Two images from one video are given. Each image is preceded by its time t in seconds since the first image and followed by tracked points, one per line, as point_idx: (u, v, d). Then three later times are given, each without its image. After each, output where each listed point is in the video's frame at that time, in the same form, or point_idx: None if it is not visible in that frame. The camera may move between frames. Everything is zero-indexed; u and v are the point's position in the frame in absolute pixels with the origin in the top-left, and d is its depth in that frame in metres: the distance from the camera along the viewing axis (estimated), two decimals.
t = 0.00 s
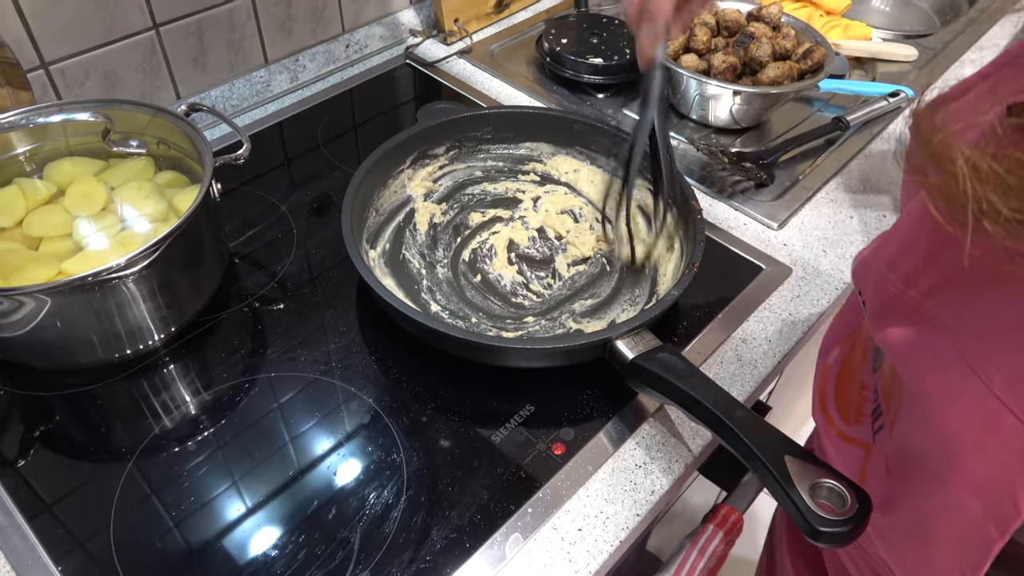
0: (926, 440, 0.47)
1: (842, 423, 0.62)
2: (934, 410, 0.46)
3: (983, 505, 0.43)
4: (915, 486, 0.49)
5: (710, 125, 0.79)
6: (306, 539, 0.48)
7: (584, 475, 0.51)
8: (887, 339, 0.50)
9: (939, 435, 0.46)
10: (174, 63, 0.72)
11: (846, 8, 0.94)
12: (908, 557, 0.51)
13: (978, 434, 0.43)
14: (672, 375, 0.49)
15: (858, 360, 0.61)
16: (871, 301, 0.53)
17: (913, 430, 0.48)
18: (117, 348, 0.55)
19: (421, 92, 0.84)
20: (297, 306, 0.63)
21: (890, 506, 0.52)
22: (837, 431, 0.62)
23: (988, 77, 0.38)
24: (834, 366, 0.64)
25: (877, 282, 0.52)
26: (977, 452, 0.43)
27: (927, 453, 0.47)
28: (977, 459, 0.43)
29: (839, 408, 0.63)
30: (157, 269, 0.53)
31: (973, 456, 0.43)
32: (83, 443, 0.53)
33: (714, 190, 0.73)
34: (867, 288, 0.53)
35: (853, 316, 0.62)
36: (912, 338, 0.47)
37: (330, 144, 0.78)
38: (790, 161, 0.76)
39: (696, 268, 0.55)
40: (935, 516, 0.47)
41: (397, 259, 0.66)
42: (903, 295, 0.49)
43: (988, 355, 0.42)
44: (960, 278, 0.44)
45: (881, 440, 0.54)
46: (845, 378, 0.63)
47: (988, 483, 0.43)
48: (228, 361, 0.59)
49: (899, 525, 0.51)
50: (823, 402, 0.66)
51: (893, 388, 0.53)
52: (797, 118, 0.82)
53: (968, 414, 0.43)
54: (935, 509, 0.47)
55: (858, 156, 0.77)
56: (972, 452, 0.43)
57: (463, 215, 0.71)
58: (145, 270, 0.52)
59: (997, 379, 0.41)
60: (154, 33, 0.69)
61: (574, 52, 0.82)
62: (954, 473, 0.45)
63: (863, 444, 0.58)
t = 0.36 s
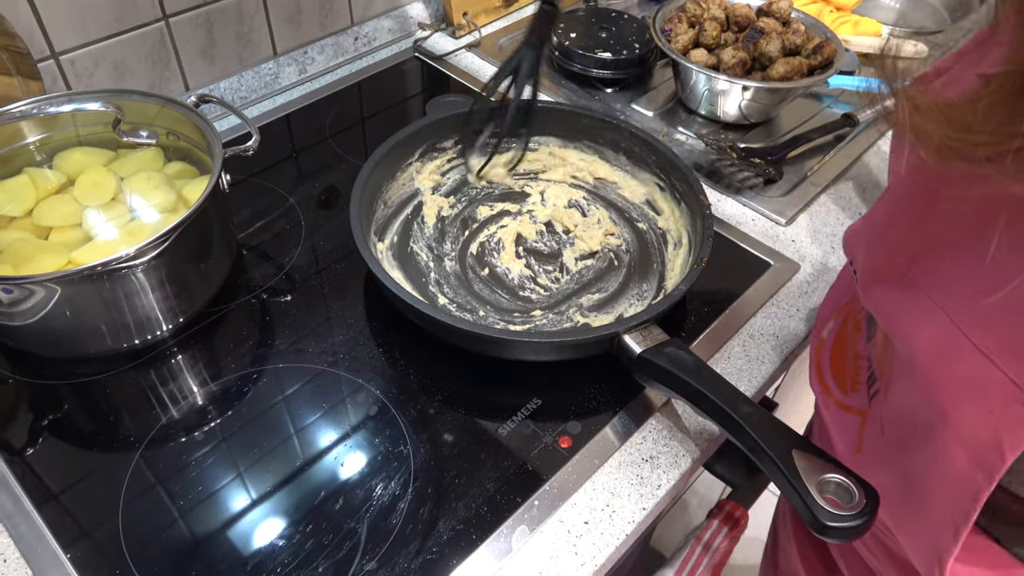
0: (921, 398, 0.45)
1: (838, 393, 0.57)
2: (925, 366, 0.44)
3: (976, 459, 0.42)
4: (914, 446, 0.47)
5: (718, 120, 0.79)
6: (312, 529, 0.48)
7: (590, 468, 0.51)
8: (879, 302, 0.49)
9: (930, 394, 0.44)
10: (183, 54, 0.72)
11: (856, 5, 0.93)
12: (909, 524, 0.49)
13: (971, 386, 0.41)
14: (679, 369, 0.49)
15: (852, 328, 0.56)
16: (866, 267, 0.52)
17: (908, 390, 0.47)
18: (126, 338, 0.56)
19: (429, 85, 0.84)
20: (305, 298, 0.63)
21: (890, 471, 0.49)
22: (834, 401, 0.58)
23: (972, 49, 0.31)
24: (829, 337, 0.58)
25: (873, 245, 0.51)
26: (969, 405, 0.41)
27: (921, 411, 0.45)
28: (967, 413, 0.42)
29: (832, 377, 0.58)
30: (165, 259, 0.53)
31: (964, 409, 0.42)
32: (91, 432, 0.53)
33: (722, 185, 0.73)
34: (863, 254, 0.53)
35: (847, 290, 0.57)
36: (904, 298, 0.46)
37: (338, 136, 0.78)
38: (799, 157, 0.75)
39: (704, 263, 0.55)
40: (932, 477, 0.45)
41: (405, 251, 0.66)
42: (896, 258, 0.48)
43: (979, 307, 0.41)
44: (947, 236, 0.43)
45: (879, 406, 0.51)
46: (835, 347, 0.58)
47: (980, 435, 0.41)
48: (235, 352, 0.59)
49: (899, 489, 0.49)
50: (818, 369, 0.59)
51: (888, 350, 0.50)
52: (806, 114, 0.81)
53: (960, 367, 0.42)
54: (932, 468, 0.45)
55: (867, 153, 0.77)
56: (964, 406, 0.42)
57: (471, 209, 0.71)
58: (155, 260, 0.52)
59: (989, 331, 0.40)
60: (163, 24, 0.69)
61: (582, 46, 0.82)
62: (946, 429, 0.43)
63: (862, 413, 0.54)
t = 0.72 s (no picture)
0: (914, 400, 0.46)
1: (833, 382, 0.58)
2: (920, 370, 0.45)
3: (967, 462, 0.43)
4: (905, 443, 0.48)
5: (726, 119, 0.79)
6: (320, 523, 0.48)
7: (596, 465, 0.51)
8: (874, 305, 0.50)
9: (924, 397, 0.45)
10: (193, 50, 0.72)
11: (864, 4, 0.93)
12: (897, 516, 0.50)
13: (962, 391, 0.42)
14: (686, 367, 0.49)
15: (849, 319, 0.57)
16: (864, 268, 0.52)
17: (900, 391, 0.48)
18: (135, 331, 0.56)
19: (436, 82, 0.84)
20: (313, 293, 0.63)
21: (882, 467, 0.51)
22: (830, 391, 0.58)
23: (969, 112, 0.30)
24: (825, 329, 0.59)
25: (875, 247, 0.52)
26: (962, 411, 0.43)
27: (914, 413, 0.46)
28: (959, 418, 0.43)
29: (826, 367, 0.59)
30: (175, 253, 0.53)
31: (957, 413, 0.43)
32: (99, 425, 0.53)
33: (730, 184, 0.73)
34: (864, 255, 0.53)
35: (843, 281, 0.59)
36: (900, 302, 0.47)
37: (346, 132, 0.78)
38: (806, 157, 0.75)
39: (712, 261, 0.55)
40: (922, 474, 0.47)
41: (414, 246, 0.66)
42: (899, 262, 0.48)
43: (971, 317, 0.42)
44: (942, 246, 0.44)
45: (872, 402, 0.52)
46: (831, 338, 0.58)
47: (970, 438, 0.42)
48: (244, 346, 0.59)
49: (892, 483, 0.50)
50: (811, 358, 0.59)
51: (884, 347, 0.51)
52: (814, 114, 0.81)
53: (952, 373, 0.43)
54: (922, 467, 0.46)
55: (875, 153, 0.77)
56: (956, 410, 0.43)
57: (479, 205, 0.71)
58: (165, 254, 0.52)
59: (981, 341, 0.41)
60: (174, 19, 0.69)
61: (590, 44, 0.82)
62: (939, 432, 0.44)
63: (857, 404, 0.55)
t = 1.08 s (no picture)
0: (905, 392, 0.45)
1: (824, 379, 0.57)
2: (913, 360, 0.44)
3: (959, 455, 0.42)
4: (897, 438, 0.47)
5: (728, 117, 0.80)
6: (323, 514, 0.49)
7: (597, 460, 0.51)
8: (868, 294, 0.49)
9: (917, 388, 0.44)
10: (200, 46, 0.73)
11: (867, 5, 0.93)
12: (893, 513, 0.49)
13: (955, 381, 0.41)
14: (686, 363, 0.50)
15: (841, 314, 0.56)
16: (858, 258, 0.51)
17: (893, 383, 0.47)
18: (141, 324, 0.56)
19: (440, 79, 0.85)
20: (317, 288, 0.64)
21: (875, 461, 0.50)
22: (821, 388, 0.57)
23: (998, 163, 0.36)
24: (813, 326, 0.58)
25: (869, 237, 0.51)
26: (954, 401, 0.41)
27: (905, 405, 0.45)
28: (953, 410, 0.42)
29: (815, 363, 0.57)
30: (182, 247, 0.54)
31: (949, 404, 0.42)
32: (105, 416, 0.54)
33: (732, 182, 0.73)
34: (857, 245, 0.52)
35: (835, 278, 0.59)
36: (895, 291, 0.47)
37: (351, 128, 0.78)
38: (809, 156, 0.76)
39: (713, 259, 0.55)
40: (917, 468, 0.45)
41: (417, 242, 0.66)
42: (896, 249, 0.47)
43: (963, 304, 0.41)
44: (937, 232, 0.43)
45: (864, 396, 0.51)
46: (821, 333, 0.57)
47: (962, 429, 0.41)
48: (248, 340, 0.60)
49: (889, 478, 0.48)
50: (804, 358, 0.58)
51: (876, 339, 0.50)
52: (816, 114, 0.82)
53: (944, 362, 0.42)
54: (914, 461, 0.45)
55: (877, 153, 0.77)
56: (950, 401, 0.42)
57: (483, 201, 0.71)
58: (171, 248, 0.52)
59: (971, 329, 0.40)
60: (181, 15, 0.69)
61: (595, 42, 0.82)
62: (932, 424, 0.43)
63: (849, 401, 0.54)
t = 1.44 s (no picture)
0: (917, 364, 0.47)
1: (833, 366, 0.58)
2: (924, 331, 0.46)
3: (975, 419, 0.43)
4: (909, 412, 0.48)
5: (731, 119, 0.79)
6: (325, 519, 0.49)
7: (600, 464, 0.51)
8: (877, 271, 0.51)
9: (927, 358, 0.46)
10: (201, 47, 0.73)
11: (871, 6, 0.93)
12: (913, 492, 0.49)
13: (967, 347, 0.43)
14: (688, 368, 0.49)
15: (850, 302, 0.58)
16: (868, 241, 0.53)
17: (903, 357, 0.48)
18: (143, 327, 0.56)
19: (443, 81, 0.85)
20: (318, 291, 0.64)
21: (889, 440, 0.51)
22: (829, 375, 0.58)
23: None
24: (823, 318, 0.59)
25: (876, 218, 0.53)
26: (965, 366, 0.43)
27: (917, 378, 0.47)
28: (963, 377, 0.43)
29: (824, 350, 0.58)
30: (183, 250, 0.53)
31: (960, 369, 0.43)
32: (107, 420, 0.54)
33: (735, 184, 0.73)
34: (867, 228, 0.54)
35: (846, 272, 0.59)
36: (911, 264, 0.48)
37: (353, 130, 0.78)
38: (812, 158, 0.75)
39: (716, 263, 0.55)
40: (934, 440, 0.46)
41: (419, 245, 0.66)
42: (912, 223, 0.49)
43: (981, 273, 0.42)
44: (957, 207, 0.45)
45: (876, 376, 0.52)
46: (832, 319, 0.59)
47: (979, 393, 0.42)
48: (250, 343, 0.60)
49: (906, 456, 0.49)
50: (813, 346, 0.59)
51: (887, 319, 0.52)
52: (820, 116, 0.81)
53: (959, 331, 0.43)
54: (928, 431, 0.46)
55: (880, 155, 0.77)
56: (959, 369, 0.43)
57: (485, 204, 0.71)
58: (172, 252, 0.52)
59: (990, 295, 0.42)
60: (182, 17, 0.69)
61: (597, 44, 0.82)
62: (943, 393, 0.44)
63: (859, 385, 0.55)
